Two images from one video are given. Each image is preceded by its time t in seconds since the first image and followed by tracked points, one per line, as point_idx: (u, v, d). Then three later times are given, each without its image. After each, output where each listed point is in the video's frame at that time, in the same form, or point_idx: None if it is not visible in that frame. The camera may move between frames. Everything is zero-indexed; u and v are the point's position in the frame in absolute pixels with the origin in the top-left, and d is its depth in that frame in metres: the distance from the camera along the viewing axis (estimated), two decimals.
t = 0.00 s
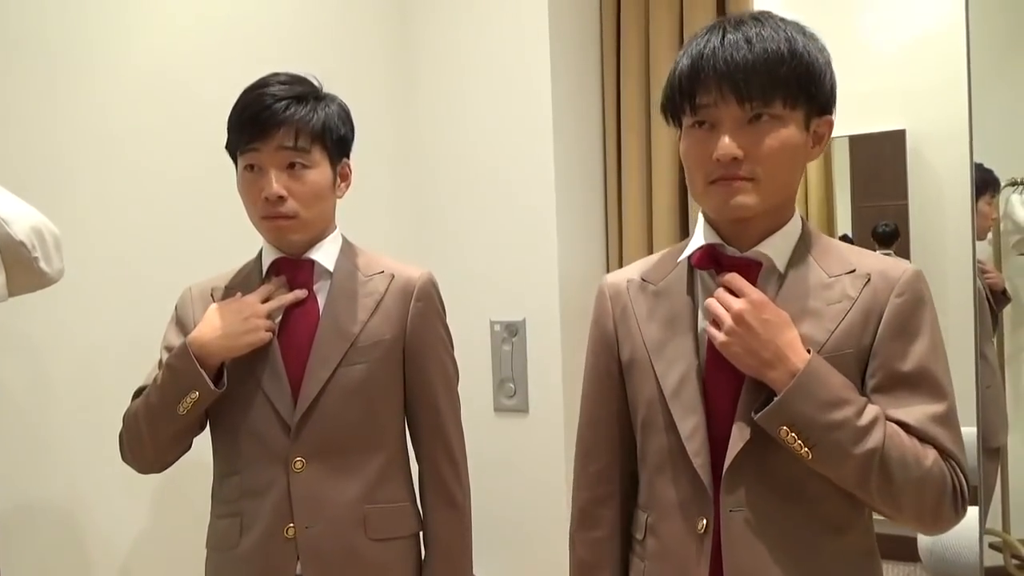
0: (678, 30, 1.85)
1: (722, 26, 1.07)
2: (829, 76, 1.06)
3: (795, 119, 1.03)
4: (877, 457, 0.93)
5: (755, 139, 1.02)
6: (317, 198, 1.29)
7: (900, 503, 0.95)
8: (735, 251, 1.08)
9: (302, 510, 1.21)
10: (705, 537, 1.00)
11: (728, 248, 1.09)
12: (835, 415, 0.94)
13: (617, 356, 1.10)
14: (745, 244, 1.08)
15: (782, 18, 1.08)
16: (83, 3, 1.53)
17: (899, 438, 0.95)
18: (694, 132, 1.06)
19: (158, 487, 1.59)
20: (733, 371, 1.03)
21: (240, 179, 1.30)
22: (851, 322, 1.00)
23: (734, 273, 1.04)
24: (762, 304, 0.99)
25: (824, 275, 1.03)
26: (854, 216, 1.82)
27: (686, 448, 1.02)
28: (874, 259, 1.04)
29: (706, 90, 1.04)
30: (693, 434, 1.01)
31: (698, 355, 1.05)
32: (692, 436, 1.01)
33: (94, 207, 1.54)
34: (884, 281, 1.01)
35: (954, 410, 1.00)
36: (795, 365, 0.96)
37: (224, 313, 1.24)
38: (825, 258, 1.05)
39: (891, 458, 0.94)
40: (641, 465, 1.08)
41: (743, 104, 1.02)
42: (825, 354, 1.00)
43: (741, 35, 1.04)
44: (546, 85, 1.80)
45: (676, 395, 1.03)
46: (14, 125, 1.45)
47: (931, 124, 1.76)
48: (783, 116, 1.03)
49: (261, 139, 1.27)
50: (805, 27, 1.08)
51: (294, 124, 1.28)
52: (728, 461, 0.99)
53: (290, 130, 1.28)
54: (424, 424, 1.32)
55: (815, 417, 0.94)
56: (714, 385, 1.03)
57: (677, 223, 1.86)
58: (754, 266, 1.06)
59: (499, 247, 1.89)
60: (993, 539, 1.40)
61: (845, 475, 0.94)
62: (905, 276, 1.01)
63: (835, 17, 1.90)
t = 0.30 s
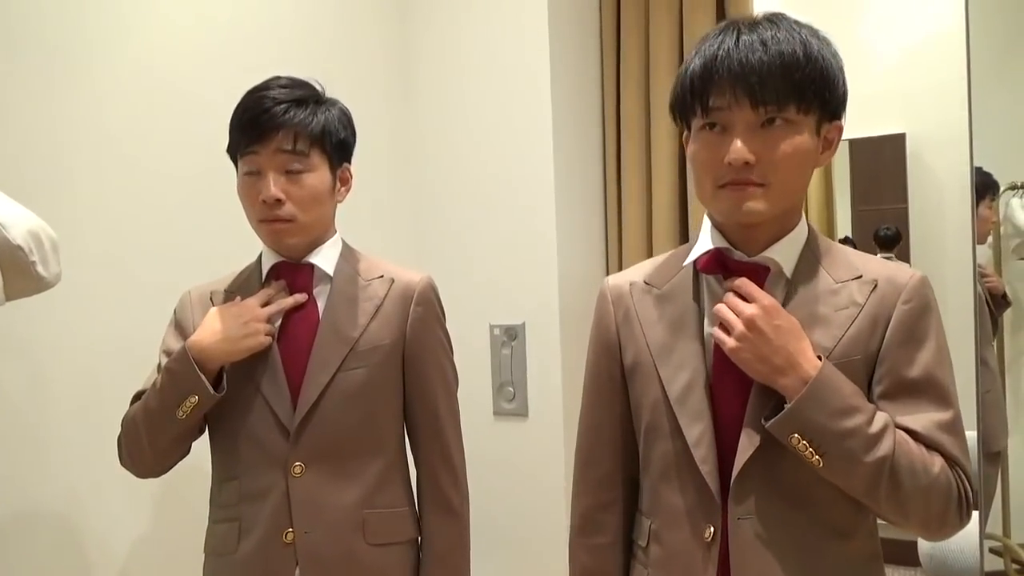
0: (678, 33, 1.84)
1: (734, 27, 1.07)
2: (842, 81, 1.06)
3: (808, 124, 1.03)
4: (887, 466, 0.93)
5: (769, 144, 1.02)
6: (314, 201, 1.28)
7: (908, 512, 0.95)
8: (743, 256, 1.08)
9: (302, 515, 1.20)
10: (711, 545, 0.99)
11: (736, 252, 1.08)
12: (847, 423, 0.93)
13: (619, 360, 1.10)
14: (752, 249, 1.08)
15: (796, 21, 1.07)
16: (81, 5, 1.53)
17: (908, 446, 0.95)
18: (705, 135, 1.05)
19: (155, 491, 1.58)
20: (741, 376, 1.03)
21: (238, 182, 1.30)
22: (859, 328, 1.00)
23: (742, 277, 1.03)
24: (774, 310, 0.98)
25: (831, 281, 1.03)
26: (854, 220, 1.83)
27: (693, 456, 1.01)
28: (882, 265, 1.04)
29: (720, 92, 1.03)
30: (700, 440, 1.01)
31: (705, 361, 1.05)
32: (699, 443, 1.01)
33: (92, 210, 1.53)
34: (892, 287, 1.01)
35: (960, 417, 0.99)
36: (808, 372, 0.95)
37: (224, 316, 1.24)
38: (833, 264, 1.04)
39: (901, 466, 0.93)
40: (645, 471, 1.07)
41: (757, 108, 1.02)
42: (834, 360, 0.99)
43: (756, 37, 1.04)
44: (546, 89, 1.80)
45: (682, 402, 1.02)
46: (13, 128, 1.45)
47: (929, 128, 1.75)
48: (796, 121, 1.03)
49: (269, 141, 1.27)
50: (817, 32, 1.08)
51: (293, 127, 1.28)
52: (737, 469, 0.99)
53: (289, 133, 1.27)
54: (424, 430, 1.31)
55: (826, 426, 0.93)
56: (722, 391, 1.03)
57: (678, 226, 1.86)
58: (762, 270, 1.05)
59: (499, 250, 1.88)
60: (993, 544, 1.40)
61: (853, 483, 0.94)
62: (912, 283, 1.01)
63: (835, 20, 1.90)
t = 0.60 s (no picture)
0: (678, 38, 1.84)
1: (740, 29, 1.07)
2: (845, 87, 1.06)
3: (812, 128, 1.03)
4: (891, 469, 0.92)
5: (773, 147, 1.02)
6: (313, 202, 1.28)
7: (910, 516, 0.94)
8: (745, 259, 1.07)
9: (302, 519, 1.20)
10: (714, 551, 0.99)
11: (738, 255, 1.08)
12: (853, 426, 0.93)
13: (620, 364, 1.09)
14: (754, 252, 1.08)
15: (801, 26, 1.07)
16: (81, 9, 1.53)
17: (911, 450, 0.94)
18: (709, 137, 1.05)
19: (155, 497, 1.58)
20: (744, 379, 1.02)
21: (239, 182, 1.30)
22: (861, 332, 0.99)
23: (747, 280, 1.03)
24: (779, 311, 0.98)
25: (832, 285, 1.03)
26: (856, 224, 1.82)
27: (696, 460, 1.01)
28: (883, 269, 1.04)
29: (725, 94, 1.03)
30: (702, 445, 1.00)
31: (707, 365, 1.04)
32: (702, 447, 1.00)
33: (92, 214, 1.53)
34: (893, 291, 1.01)
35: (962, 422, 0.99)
36: (814, 375, 0.95)
37: (224, 320, 1.23)
38: (835, 268, 1.04)
39: (904, 469, 0.93)
40: (646, 475, 1.07)
41: (763, 111, 1.01)
42: (837, 363, 0.99)
43: (762, 40, 1.04)
44: (546, 93, 1.80)
45: (685, 406, 1.02)
46: (11, 132, 1.45)
47: (930, 132, 1.75)
48: (800, 124, 1.03)
49: (272, 143, 1.27)
50: (822, 36, 1.08)
51: (294, 128, 1.27)
52: (740, 473, 0.98)
53: (290, 133, 1.27)
54: (425, 435, 1.31)
55: (831, 428, 0.93)
56: (725, 395, 1.02)
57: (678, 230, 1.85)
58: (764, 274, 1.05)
59: (499, 254, 1.88)
60: (994, 548, 1.40)
61: (856, 486, 0.93)
62: (913, 287, 1.01)
63: (835, 23, 1.90)
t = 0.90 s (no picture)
0: (677, 39, 1.84)
1: (737, 28, 1.07)
2: (844, 86, 1.06)
3: (810, 125, 1.03)
4: (891, 470, 0.92)
5: (771, 145, 1.01)
6: (312, 202, 1.27)
7: (910, 518, 0.94)
8: (742, 258, 1.07)
9: (300, 521, 1.19)
10: (711, 553, 0.98)
11: (735, 255, 1.08)
12: (852, 427, 0.92)
13: (617, 365, 1.09)
14: (752, 252, 1.07)
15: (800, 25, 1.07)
16: (79, 9, 1.52)
17: (911, 451, 0.94)
18: (706, 135, 1.04)
19: (154, 498, 1.57)
20: (742, 380, 1.02)
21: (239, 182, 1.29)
22: (860, 333, 0.99)
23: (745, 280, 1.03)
24: (777, 312, 0.97)
25: (830, 286, 1.02)
26: (856, 224, 1.81)
27: (693, 462, 1.00)
28: (881, 270, 1.03)
29: (723, 92, 1.02)
30: (700, 446, 1.00)
31: (704, 366, 1.04)
32: (699, 449, 0.99)
33: (89, 214, 1.52)
34: (892, 292, 1.00)
35: (962, 423, 0.98)
36: (811, 376, 0.94)
37: (225, 319, 1.23)
38: (833, 268, 1.04)
39: (904, 471, 0.92)
40: (643, 477, 1.06)
41: (761, 109, 1.01)
42: (836, 364, 0.98)
43: (759, 38, 1.03)
44: (545, 94, 1.79)
45: (681, 407, 1.01)
46: (8, 133, 1.44)
47: (930, 132, 1.75)
48: (798, 123, 1.02)
49: (269, 142, 1.26)
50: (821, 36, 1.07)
51: (294, 127, 1.27)
52: (738, 474, 0.98)
53: (290, 132, 1.27)
54: (423, 436, 1.30)
55: (830, 429, 0.92)
56: (724, 397, 1.02)
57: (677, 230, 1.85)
58: (762, 274, 1.05)
59: (499, 255, 1.87)
60: (996, 550, 1.39)
61: (856, 488, 0.92)
62: (912, 287, 1.00)
63: (835, 23, 1.89)
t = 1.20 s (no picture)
0: (679, 38, 1.83)
1: (733, 24, 1.06)
2: (843, 82, 1.05)
3: (809, 121, 1.02)
4: (892, 470, 0.91)
5: (768, 142, 1.00)
6: (315, 202, 1.27)
7: (914, 518, 0.93)
8: (742, 257, 1.06)
9: (304, 522, 1.19)
10: (712, 554, 0.98)
11: (735, 254, 1.07)
12: (850, 427, 0.91)
13: (617, 365, 1.08)
14: (751, 250, 1.07)
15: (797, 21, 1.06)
16: (79, 9, 1.52)
17: (912, 450, 0.93)
18: (703, 133, 1.04)
19: (156, 499, 1.57)
20: (741, 379, 1.02)
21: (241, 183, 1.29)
22: (861, 332, 0.98)
23: (744, 279, 1.02)
24: (775, 310, 0.97)
25: (831, 283, 1.01)
26: (859, 223, 1.80)
27: (693, 462, 1.00)
28: (883, 267, 1.02)
29: (719, 89, 1.02)
30: (699, 446, 0.99)
31: (703, 366, 1.03)
32: (699, 449, 0.99)
33: (90, 215, 1.51)
34: (893, 289, 1.00)
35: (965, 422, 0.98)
36: (810, 376, 0.94)
37: (230, 318, 1.22)
38: (833, 265, 1.03)
39: (906, 470, 0.92)
40: (644, 477, 1.05)
41: (757, 106, 1.00)
42: (836, 363, 0.97)
43: (756, 34, 1.03)
44: (546, 93, 1.79)
45: (680, 407, 1.01)
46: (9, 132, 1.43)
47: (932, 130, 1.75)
48: (796, 119, 1.01)
49: (266, 141, 1.26)
50: (820, 33, 1.07)
51: (297, 127, 1.26)
52: (737, 474, 0.97)
53: (293, 133, 1.26)
54: (425, 436, 1.30)
55: (830, 428, 0.91)
56: (723, 397, 1.02)
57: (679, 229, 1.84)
58: (762, 272, 1.04)
59: (501, 255, 1.87)
60: (1001, 549, 1.38)
61: (857, 488, 0.92)
62: (914, 285, 1.00)
63: (836, 21, 1.89)
